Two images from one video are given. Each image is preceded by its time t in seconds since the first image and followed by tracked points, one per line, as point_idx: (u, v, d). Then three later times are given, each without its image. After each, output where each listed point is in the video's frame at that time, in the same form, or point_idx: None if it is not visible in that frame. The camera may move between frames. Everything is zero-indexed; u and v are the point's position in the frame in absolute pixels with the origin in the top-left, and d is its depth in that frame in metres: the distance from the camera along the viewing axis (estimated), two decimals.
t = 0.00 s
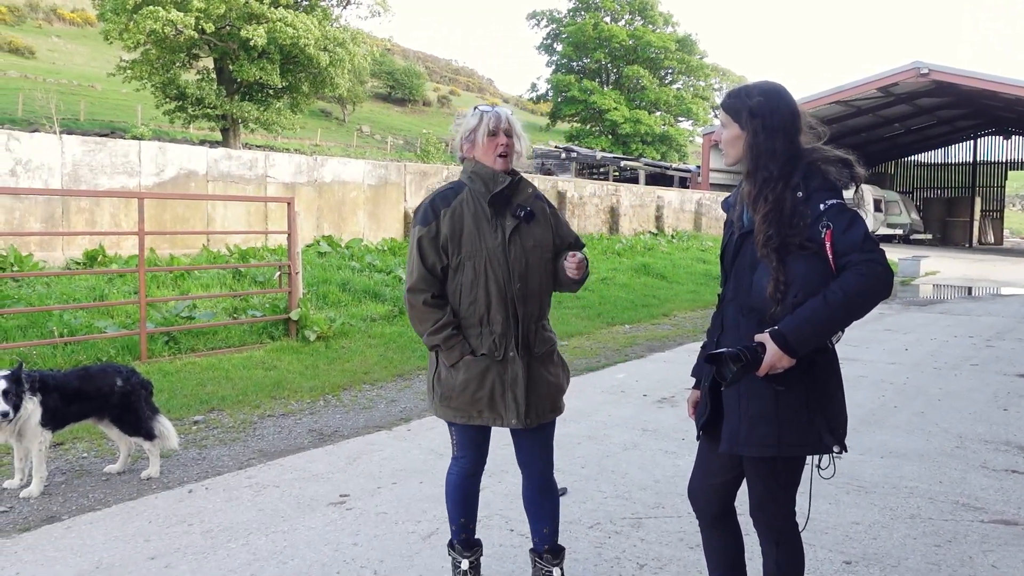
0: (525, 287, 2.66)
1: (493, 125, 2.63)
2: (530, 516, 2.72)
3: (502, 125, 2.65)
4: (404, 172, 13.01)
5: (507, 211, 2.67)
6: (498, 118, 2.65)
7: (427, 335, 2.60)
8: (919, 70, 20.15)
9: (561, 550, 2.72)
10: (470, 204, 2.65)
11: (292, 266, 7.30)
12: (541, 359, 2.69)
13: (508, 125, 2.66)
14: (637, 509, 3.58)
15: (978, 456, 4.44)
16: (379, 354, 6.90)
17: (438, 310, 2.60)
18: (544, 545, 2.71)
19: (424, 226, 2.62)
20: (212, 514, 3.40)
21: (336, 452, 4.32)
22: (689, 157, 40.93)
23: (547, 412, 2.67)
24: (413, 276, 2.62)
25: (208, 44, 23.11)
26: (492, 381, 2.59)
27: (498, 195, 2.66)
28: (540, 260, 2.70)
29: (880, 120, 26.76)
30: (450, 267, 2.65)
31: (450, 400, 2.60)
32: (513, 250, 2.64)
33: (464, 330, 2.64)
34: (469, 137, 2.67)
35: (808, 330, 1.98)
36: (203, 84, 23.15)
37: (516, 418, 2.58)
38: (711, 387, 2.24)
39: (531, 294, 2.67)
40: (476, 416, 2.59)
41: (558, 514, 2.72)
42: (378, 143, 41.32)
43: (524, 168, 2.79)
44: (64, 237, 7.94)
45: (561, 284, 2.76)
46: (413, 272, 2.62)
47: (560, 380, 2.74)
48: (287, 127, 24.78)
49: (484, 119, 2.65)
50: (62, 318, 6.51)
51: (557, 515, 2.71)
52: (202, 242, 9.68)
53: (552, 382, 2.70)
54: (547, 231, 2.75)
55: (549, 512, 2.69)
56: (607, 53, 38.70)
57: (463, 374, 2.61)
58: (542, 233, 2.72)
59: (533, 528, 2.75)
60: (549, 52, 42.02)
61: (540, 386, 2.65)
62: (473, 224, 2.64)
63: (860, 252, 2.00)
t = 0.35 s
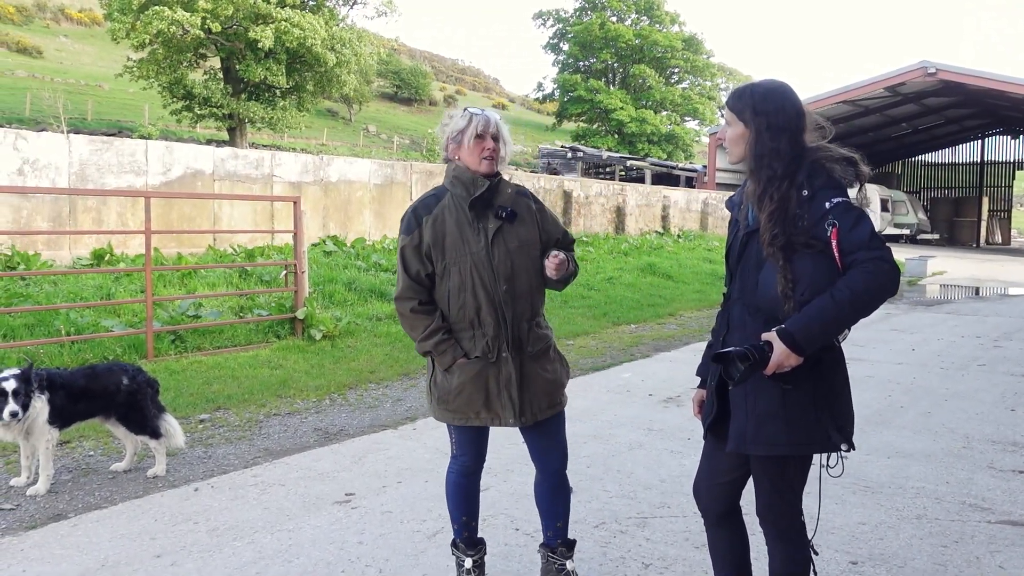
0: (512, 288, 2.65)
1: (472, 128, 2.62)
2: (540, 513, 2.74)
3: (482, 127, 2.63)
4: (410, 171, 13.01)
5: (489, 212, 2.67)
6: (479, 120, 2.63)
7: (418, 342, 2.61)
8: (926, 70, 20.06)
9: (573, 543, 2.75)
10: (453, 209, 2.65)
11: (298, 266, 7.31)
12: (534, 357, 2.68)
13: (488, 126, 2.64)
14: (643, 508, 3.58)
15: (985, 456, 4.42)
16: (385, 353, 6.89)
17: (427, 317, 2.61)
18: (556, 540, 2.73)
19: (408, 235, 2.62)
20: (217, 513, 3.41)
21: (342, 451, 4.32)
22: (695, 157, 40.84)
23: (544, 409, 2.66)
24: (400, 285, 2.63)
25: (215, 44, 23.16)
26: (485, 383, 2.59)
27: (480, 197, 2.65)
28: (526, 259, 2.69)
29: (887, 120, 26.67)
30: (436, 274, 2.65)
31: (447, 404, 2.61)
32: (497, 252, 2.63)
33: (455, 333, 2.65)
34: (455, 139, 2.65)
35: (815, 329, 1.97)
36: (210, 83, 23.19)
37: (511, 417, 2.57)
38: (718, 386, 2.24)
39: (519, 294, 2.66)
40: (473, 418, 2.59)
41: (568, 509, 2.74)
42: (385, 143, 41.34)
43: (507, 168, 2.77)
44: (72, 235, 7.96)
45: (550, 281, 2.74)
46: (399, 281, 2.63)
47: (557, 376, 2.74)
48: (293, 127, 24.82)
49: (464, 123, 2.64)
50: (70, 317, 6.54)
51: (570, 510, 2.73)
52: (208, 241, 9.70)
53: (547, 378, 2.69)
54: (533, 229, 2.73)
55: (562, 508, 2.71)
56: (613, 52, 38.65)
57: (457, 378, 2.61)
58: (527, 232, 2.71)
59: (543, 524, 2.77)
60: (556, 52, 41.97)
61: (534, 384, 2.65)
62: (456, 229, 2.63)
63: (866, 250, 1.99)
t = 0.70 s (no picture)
0: (512, 286, 2.63)
1: (468, 127, 2.61)
2: (551, 509, 2.74)
3: (479, 125, 2.62)
4: (413, 171, 13.01)
5: (486, 210, 2.66)
6: (475, 118, 2.63)
7: (420, 342, 2.64)
8: (930, 70, 20.01)
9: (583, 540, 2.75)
10: (449, 208, 2.66)
11: (301, 265, 7.32)
12: (537, 355, 2.67)
13: (486, 123, 2.63)
14: (645, 509, 3.58)
15: (988, 456, 4.41)
16: (388, 353, 6.89)
17: (427, 317, 2.63)
18: (567, 536, 2.73)
19: (406, 236, 2.65)
20: (219, 512, 3.41)
21: (345, 451, 4.33)
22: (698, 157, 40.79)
23: (549, 407, 2.65)
24: (400, 287, 2.67)
25: (219, 44, 23.20)
26: (487, 381, 2.59)
27: (476, 195, 2.64)
28: (525, 256, 2.67)
29: (891, 120, 26.58)
30: (435, 273, 2.68)
31: (450, 403, 2.62)
32: (495, 250, 2.63)
33: (456, 333, 2.66)
34: (455, 138, 2.65)
35: (817, 329, 1.97)
36: (214, 84, 23.23)
37: (515, 416, 2.57)
38: (720, 385, 2.24)
39: (519, 291, 2.64)
40: (476, 417, 2.59)
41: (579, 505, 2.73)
42: (388, 143, 41.38)
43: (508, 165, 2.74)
44: (76, 235, 7.99)
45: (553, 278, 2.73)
46: (400, 281, 2.67)
47: (563, 372, 2.72)
48: (297, 126, 24.85)
49: (459, 123, 2.64)
50: (74, 316, 6.57)
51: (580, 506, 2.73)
52: (211, 242, 9.73)
53: (552, 375, 2.68)
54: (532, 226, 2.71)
55: (571, 504, 2.71)
56: (616, 52, 38.62)
57: (459, 377, 2.62)
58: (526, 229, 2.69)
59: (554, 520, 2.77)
60: (559, 52, 41.95)
61: (538, 382, 2.64)
62: (452, 229, 2.64)
63: (866, 249, 1.99)
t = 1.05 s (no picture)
0: (521, 286, 2.63)
1: (484, 127, 2.61)
2: (566, 507, 2.74)
3: (495, 125, 2.62)
4: (415, 171, 13.00)
5: (499, 209, 2.66)
6: (491, 118, 2.63)
7: (428, 338, 2.64)
8: (932, 70, 19.99)
9: (597, 536, 2.74)
10: (464, 206, 2.66)
11: (303, 265, 7.31)
12: (544, 357, 2.66)
13: (503, 124, 2.62)
14: (646, 508, 3.58)
15: (990, 457, 4.41)
16: (390, 353, 6.89)
17: (437, 314, 2.64)
18: (582, 533, 2.73)
19: (420, 232, 2.67)
20: (221, 511, 3.42)
21: (347, 450, 4.33)
22: (700, 157, 40.75)
23: (555, 410, 2.64)
24: (411, 282, 2.67)
25: (221, 44, 23.20)
26: (494, 381, 2.59)
27: (490, 194, 2.64)
28: (535, 257, 2.67)
29: (893, 120, 26.54)
30: (447, 270, 2.68)
31: (456, 401, 2.62)
32: (506, 250, 2.63)
33: (465, 331, 2.66)
34: (472, 138, 2.64)
35: (809, 327, 1.98)
36: (216, 83, 23.23)
37: (520, 417, 2.56)
38: (711, 379, 2.24)
39: (528, 292, 2.64)
40: (481, 417, 2.59)
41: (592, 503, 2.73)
42: (390, 143, 41.37)
43: (523, 166, 2.74)
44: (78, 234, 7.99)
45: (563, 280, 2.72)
46: (411, 277, 2.68)
47: (571, 375, 2.71)
48: (299, 126, 24.85)
49: (476, 122, 2.64)
50: (76, 315, 6.58)
51: (593, 504, 2.72)
52: (213, 241, 9.74)
53: (560, 378, 2.66)
54: (545, 227, 2.71)
55: (584, 502, 2.70)
56: (618, 52, 38.57)
57: (465, 375, 2.62)
58: (539, 231, 2.69)
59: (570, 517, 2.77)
60: (561, 52, 41.91)
61: (544, 384, 2.63)
62: (465, 226, 2.65)
63: (861, 248, 1.99)
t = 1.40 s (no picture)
0: (537, 292, 2.64)
1: (510, 134, 2.63)
2: (570, 509, 2.73)
3: (520, 134, 2.64)
4: (415, 171, 13.01)
5: (520, 216, 2.67)
6: (516, 127, 2.65)
7: (441, 340, 2.63)
8: (933, 70, 19.98)
9: (600, 538, 2.74)
10: (485, 211, 2.67)
11: (303, 265, 7.30)
12: (556, 364, 2.66)
13: (528, 133, 2.65)
14: (645, 508, 3.57)
15: (989, 456, 4.40)
16: (389, 352, 6.89)
17: (452, 316, 2.63)
18: (584, 534, 2.73)
19: (440, 233, 2.67)
20: (220, 510, 3.42)
21: (346, 449, 4.33)
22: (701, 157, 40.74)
23: (565, 418, 2.64)
24: (429, 284, 2.67)
25: (222, 43, 23.20)
26: (506, 385, 2.58)
27: (512, 201, 2.65)
28: (553, 264, 2.68)
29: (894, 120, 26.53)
30: (464, 273, 2.68)
31: (466, 406, 2.61)
32: (524, 255, 2.64)
33: (478, 334, 2.66)
34: (496, 145, 2.66)
35: (799, 325, 1.98)
36: (216, 83, 23.23)
37: (531, 424, 2.56)
38: (703, 376, 2.24)
39: (544, 298, 2.64)
40: (491, 422, 2.58)
41: (596, 505, 2.72)
42: (390, 142, 41.37)
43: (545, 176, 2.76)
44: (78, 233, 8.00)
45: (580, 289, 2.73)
46: (429, 279, 2.67)
47: (583, 385, 2.70)
48: (300, 125, 24.86)
49: (501, 131, 2.66)
50: (76, 314, 6.59)
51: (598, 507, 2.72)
52: (213, 241, 9.74)
53: (572, 387, 2.66)
54: (564, 237, 2.72)
55: (589, 505, 2.70)
56: (619, 52, 38.55)
57: (476, 379, 2.61)
58: (558, 239, 2.70)
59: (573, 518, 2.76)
60: (562, 51, 41.89)
61: (557, 391, 2.63)
62: (485, 231, 2.65)
63: (852, 249, 1.99)
